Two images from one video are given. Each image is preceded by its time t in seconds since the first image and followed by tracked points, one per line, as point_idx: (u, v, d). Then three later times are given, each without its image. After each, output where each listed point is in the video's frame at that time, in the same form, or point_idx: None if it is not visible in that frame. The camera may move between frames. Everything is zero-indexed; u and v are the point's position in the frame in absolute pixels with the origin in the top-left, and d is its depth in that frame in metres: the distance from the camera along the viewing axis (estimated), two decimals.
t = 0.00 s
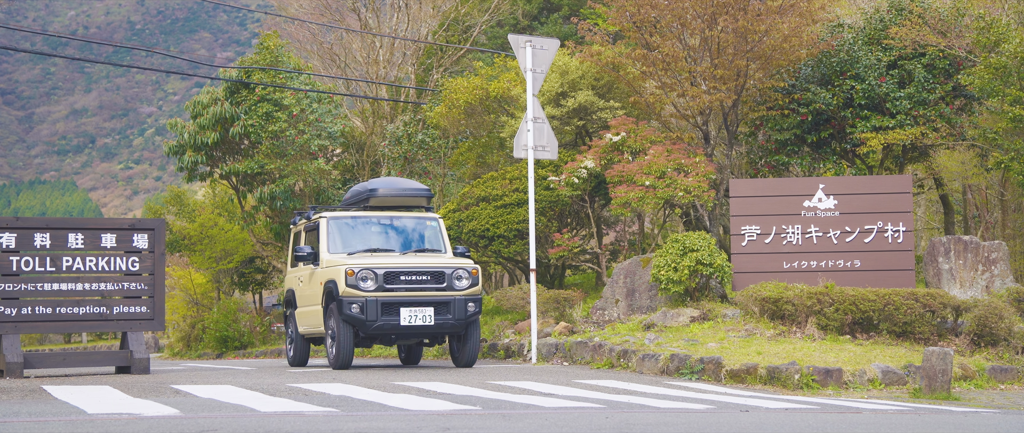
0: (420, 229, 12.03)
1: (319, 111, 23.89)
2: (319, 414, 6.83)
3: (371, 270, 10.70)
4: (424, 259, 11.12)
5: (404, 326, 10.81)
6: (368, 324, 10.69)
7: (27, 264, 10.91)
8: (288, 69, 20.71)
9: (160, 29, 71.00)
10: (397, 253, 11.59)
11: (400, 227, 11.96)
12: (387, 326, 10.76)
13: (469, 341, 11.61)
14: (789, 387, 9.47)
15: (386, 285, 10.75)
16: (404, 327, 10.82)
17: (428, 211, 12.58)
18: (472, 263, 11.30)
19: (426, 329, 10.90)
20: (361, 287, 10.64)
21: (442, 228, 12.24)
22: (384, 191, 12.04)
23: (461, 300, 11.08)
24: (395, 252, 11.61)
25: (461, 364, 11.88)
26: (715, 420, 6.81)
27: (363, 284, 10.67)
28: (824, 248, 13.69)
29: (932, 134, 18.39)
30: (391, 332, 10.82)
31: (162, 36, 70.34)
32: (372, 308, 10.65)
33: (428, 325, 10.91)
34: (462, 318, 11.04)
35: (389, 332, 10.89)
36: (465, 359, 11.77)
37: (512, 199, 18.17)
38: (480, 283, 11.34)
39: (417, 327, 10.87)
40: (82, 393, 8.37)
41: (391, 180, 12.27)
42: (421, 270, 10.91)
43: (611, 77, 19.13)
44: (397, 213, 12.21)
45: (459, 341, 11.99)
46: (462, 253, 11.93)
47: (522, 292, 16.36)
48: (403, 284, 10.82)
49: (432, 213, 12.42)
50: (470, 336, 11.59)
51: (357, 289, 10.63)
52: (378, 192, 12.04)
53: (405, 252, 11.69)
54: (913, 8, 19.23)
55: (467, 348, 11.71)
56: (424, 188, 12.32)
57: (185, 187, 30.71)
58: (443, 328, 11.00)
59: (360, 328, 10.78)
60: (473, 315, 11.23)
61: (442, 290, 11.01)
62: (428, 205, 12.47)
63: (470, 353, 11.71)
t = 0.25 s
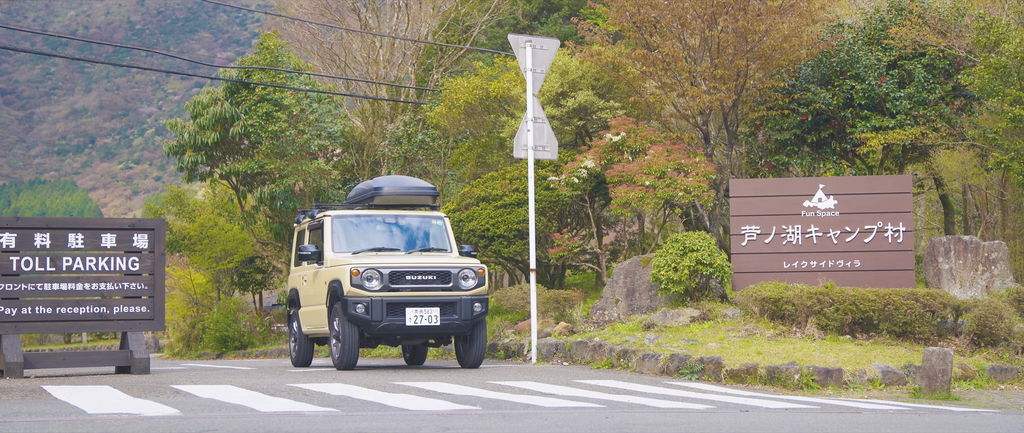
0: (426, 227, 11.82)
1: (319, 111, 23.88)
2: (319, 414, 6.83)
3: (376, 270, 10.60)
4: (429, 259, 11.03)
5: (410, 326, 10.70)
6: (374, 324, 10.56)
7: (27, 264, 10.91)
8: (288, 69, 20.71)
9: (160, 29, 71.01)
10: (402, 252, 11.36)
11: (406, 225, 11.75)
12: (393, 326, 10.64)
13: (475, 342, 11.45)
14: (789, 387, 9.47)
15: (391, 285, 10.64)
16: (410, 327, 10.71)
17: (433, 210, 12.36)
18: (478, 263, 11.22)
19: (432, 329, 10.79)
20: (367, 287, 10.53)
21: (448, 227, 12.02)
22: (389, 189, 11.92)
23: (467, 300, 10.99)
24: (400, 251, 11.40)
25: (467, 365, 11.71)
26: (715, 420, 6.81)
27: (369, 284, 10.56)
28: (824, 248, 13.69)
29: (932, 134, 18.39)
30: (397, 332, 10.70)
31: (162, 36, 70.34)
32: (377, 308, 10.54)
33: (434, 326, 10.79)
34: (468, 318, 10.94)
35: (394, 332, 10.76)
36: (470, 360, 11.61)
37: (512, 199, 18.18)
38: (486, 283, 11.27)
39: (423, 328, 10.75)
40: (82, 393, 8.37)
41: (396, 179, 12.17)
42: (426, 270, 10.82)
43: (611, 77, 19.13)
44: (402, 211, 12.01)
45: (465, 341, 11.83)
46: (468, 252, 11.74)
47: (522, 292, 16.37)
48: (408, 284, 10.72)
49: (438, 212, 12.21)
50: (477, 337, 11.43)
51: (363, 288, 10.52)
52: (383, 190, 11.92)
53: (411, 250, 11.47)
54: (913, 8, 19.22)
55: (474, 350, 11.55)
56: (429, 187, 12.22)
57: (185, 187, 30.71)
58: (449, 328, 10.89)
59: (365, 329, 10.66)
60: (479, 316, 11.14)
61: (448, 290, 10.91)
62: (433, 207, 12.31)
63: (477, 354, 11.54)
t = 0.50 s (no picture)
0: (433, 226, 11.49)
1: (319, 111, 23.87)
2: (319, 414, 6.83)
3: (383, 270, 10.24)
4: (437, 258, 10.65)
5: (417, 327, 10.32)
6: (380, 325, 10.20)
7: (27, 264, 10.91)
8: (288, 69, 20.71)
9: (160, 29, 71.01)
10: (410, 252, 11.03)
11: (412, 224, 11.41)
12: (400, 327, 10.27)
13: (483, 344, 11.06)
14: (789, 387, 9.47)
15: (398, 285, 10.28)
16: (417, 328, 10.33)
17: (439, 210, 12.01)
18: (486, 262, 10.84)
19: (439, 330, 10.42)
20: (373, 287, 10.17)
21: (455, 226, 11.70)
22: (395, 188, 11.39)
23: (475, 300, 10.61)
24: (407, 251, 11.08)
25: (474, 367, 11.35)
26: (716, 420, 6.81)
27: (375, 284, 10.20)
28: (824, 248, 13.68)
29: (931, 134, 18.39)
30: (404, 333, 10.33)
31: (162, 36, 70.33)
32: (384, 308, 10.17)
33: (442, 327, 10.42)
34: (476, 319, 10.57)
35: (402, 334, 10.39)
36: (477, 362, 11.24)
37: (512, 199, 18.20)
38: (494, 283, 10.88)
39: (431, 328, 10.38)
40: (82, 393, 8.37)
41: (402, 176, 11.64)
42: (434, 269, 10.43)
43: (611, 77, 19.14)
44: (409, 210, 11.65)
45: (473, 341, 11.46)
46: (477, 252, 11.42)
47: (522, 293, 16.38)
48: (416, 284, 10.35)
49: (444, 210, 11.86)
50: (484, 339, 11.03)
51: (369, 288, 10.16)
52: (388, 189, 11.39)
53: (417, 250, 11.16)
54: (913, 8, 19.21)
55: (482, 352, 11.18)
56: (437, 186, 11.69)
57: (185, 187, 30.71)
58: (457, 329, 10.51)
59: (372, 330, 10.30)
60: (487, 317, 10.76)
61: (456, 290, 10.54)
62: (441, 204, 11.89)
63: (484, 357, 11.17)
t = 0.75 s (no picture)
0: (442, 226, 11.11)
1: (319, 111, 23.86)
2: (319, 414, 6.83)
3: (391, 270, 9.85)
4: (446, 259, 10.23)
5: (425, 329, 9.91)
6: (387, 326, 9.82)
7: (27, 264, 10.91)
8: (288, 69, 20.69)
9: (160, 29, 71.00)
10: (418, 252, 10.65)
11: (421, 224, 11.03)
12: (407, 329, 9.87)
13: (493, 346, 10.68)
14: (789, 387, 9.47)
15: (407, 286, 9.89)
16: (425, 330, 9.91)
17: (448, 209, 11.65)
18: (497, 263, 10.40)
19: (448, 333, 9.99)
20: (380, 287, 9.79)
21: (464, 225, 11.30)
22: (403, 186, 11.13)
23: (485, 302, 10.18)
24: (415, 250, 10.69)
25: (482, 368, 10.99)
26: (716, 420, 6.80)
27: (383, 285, 9.82)
28: (824, 248, 13.69)
29: (932, 134, 18.39)
30: (412, 336, 9.92)
31: (162, 36, 70.33)
32: (392, 310, 9.79)
33: (450, 329, 9.99)
34: (486, 321, 10.14)
35: (410, 336, 9.99)
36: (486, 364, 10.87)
37: (512, 199, 18.23)
38: (504, 284, 10.44)
39: (439, 331, 9.95)
40: (82, 393, 8.37)
41: (410, 174, 11.38)
42: (442, 270, 10.02)
43: (611, 77, 19.14)
44: (418, 209, 11.26)
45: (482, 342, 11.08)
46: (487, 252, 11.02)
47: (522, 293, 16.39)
48: (424, 285, 9.94)
49: (452, 209, 11.49)
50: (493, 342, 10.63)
51: (376, 289, 9.78)
52: (396, 186, 11.13)
53: (425, 249, 10.78)
54: (913, 8, 19.20)
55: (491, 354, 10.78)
56: (445, 184, 11.42)
57: (185, 187, 30.71)
58: (466, 332, 10.08)
59: (379, 332, 9.93)
60: (496, 319, 10.31)
61: (465, 291, 10.11)
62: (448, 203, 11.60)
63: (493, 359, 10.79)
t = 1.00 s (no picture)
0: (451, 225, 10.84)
1: (319, 111, 23.84)
2: (318, 414, 6.83)
3: (400, 271, 9.63)
4: (455, 259, 10.02)
5: (434, 331, 9.68)
6: (396, 328, 9.59)
7: (27, 264, 10.91)
8: (287, 69, 20.69)
9: (160, 29, 70.99)
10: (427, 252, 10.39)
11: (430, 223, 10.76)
12: (416, 330, 9.65)
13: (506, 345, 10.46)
14: (789, 387, 9.47)
15: (415, 287, 9.66)
16: (434, 332, 9.69)
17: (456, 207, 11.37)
18: (506, 264, 10.20)
19: (457, 334, 9.77)
20: (389, 288, 9.56)
21: (473, 223, 11.07)
22: (412, 185, 10.82)
23: (494, 303, 9.97)
24: (423, 249, 10.45)
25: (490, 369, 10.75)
26: (716, 420, 6.80)
27: (391, 286, 9.59)
28: (824, 248, 13.68)
29: (932, 134, 18.39)
30: (420, 337, 9.69)
31: (162, 36, 70.34)
32: (400, 311, 9.56)
33: (459, 331, 9.77)
34: (495, 323, 9.92)
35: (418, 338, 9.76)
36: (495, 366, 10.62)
37: (512, 200, 18.26)
38: (514, 286, 10.24)
39: (448, 333, 9.73)
40: (82, 393, 8.37)
41: (418, 172, 11.07)
42: (452, 271, 9.81)
43: (611, 77, 19.14)
44: (426, 207, 10.98)
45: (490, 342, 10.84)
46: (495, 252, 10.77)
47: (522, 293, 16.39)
48: (433, 286, 9.72)
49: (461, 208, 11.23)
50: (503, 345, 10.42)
51: (384, 290, 9.55)
52: (404, 185, 10.82)
53: (435, 249, 10.52)
54: (913, 8, 19.20)
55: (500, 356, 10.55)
56: (455, 183, 11.12)
57: (185, 187, 30.70)
58: (475, 334, 9.87)
59: (387, 333, 9.69)
60: (506, 320, 10.10)
61: (474, 292, 9.89)
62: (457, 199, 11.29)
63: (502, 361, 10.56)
